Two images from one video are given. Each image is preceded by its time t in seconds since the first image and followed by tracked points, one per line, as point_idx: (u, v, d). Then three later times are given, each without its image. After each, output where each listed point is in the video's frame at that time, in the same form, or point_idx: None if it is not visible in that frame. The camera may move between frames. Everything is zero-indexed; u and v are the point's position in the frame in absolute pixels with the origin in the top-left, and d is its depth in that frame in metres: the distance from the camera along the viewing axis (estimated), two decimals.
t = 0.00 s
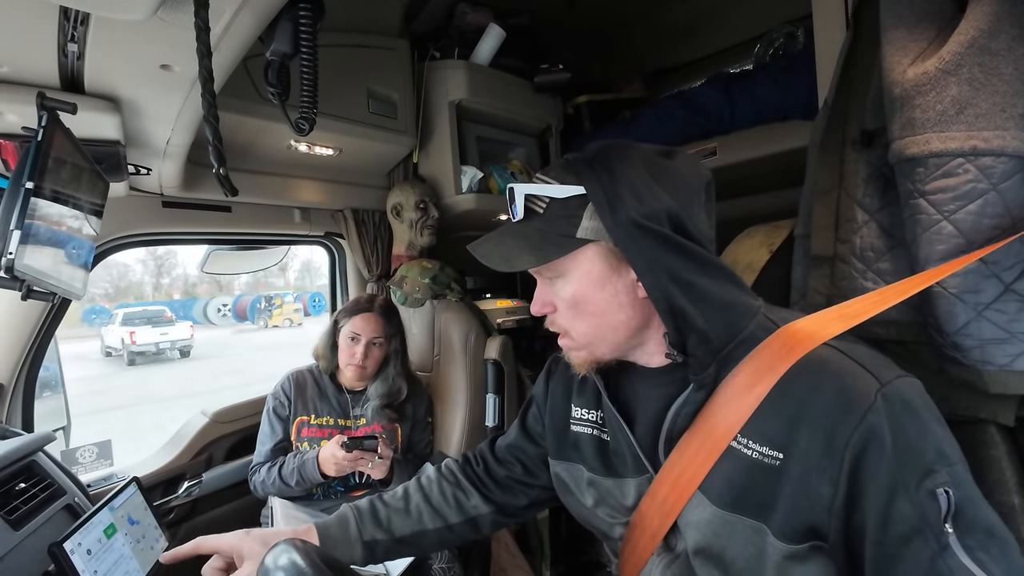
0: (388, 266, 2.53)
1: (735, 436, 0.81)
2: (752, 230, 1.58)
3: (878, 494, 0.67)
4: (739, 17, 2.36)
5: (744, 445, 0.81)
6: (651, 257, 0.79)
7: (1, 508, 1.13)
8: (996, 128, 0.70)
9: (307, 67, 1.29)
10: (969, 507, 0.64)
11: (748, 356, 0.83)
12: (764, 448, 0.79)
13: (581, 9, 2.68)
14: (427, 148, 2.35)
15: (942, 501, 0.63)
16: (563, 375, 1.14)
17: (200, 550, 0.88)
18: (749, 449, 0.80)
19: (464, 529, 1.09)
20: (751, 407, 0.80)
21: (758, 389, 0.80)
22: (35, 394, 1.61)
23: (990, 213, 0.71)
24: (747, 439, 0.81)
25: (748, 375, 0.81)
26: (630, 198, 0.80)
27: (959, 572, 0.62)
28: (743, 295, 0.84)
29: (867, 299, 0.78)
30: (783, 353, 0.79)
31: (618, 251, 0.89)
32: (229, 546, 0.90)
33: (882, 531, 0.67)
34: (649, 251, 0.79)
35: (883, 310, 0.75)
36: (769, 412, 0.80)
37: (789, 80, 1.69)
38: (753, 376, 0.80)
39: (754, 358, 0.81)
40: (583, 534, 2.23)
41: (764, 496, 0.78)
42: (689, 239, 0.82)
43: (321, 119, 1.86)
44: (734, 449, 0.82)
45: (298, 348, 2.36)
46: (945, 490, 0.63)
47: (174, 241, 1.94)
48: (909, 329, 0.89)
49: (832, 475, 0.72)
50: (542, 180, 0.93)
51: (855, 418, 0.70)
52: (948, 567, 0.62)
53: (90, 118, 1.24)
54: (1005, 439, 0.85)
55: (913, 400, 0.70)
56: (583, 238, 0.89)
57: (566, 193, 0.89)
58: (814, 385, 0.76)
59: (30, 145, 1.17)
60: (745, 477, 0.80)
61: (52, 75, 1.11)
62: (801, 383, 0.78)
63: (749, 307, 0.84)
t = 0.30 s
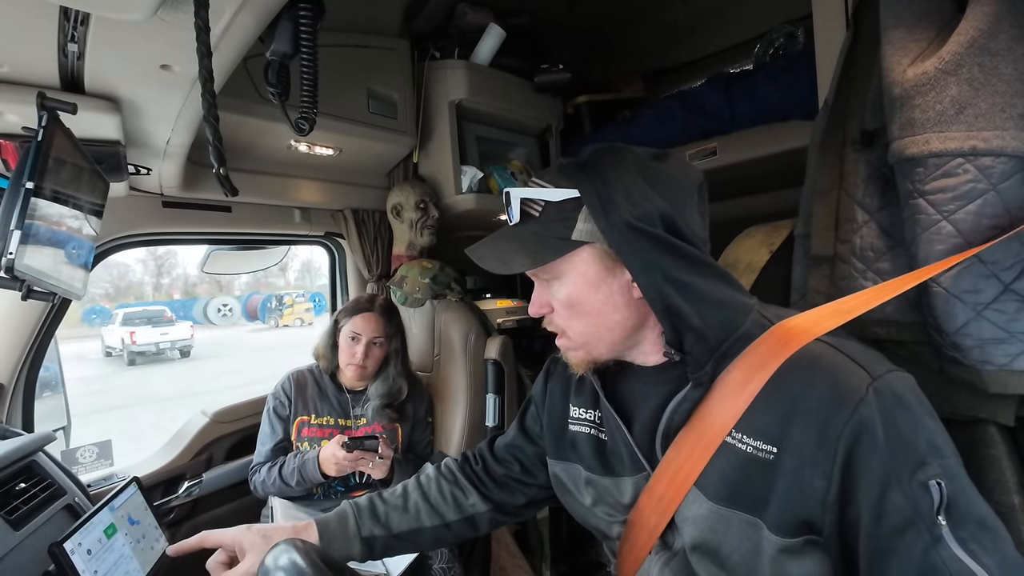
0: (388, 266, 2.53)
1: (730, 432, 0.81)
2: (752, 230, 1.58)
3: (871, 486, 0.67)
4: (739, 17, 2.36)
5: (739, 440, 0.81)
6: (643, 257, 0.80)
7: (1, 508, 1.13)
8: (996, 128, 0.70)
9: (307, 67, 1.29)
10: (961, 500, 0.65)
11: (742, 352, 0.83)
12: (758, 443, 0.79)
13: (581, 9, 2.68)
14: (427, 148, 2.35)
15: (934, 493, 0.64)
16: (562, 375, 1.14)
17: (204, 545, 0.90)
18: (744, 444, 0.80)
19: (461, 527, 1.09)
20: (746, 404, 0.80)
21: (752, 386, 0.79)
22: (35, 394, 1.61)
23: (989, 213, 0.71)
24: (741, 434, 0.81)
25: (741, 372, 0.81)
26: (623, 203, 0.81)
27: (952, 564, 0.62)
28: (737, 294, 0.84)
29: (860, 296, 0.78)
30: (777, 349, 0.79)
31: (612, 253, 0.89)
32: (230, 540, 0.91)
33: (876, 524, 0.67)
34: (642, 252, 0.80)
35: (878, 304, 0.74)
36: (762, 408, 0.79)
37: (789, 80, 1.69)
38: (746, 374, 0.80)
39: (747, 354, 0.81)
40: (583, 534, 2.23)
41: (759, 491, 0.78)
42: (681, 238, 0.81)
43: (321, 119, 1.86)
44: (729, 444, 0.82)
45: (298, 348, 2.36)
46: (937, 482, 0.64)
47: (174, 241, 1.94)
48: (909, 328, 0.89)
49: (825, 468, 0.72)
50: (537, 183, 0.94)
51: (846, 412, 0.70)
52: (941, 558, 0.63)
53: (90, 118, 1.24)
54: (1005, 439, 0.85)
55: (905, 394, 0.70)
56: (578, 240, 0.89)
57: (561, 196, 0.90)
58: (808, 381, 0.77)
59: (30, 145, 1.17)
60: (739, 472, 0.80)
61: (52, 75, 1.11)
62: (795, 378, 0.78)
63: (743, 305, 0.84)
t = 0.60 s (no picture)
0: (388, 266, 2.53)
1: (727, 429, 0.81)
2: (752, 230, 1.58)
3: (867, 482, 0.67)
4: (739, 17, 2.36)
5: (736, 437, 0.81)
6: (642, 255, 0.79)
7: (1, 508, 1.13)
8: (995, 129, 0.70)
9: (307, 67, 1.29)
10: (958, 496, 0.65)
11: (741, 350, 0.83)
12: (755, 440, 0.79)
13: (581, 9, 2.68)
14: (427, 148, 2.35)
15: (930, 489, 0.64)
16: (562, 374, 1.14)
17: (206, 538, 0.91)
18: (741, 442, 0.80)
19: (461, 524, 1.09)
20: (743, 401, 0.80)
21: (749, 383, 0.80)
22: (35, 394, 1.61)
23: (988, 213, 0.71)
24: (738, 432, 0.81)
25: (739, 370, 0.81)
26: (623, 200, 0.81)
27: (948, 560, 0.62)
28: (735, 293, 0.84)
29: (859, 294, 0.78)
30: (774, 346, 0.78)
31: (612, 251, 0.89)
32: (231, 534, 0.92)
33: (873, 520, 0.67)
34: (643, 250, 0.80)
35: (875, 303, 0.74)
36: (760, 406, 0.80)
37: (789, 80, 1.69)
38: (744, 371, 0.80)
39: (745, 352, 0.81)
40: (583, 534, 2.23)
41: (757, 488, 0.78)
42: (681, 237, 0.81)
43: (321, 120, 1.86)
44: (726, 442, 0.82)
45: (298, 348, 2.36)
46: (933, 478, 0.64)
47: (174, 241, 1.94)
48: (909, 329, 0.89)
49: (822, 464, 0.72)
50: (538, 182, 0.94)
51: (843, 409, 0.71)
52: (938, 554, 0.63)
53: (90, 118, 1.25)
54: (1005, 439, 0.85)
55: (901, 391, 0.70)
56: (579, 239, 0.89)
57: (562, 195, 0.90)
58: (804, 378, 0.77)
59: (30, 145, 1.17)
60: (736, 469, 0.80)
61: (52, 75, 1.11)
62: (792, 376, 0.78)
63: (742, 304, 0.84)
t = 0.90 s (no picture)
0: (388, 266, 2.53)
1: (725, 428, 0.81)
2: (752, 230, 1.58)
3: (865, 479, 0.67)
4: (739, 17, 2.36)
5: (735, 436, 0.81)
6: (646, 250, 0.79)
7: (1, 508, 1.13)
8: (995, 129, 0.70)
9: (307, 67, 1.29)
10: (955, 492, 0.65)
11: (739, 348, 0.82)
12: (754, 438, 0.79)
13: (581, 9, 2.68)
14: (427, 148, 2.35)
15: (927, 485, 0.64)
16: (559, 373, 1.14)
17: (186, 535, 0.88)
18: (740, 440, 0.80)
19: (451, 521, 1.09)
20: (741, 400, 0.80)
21: (748, 381, 0.79)
22: (35, 394, 1.62)
23: (987, 213, 0.71)
24: (737, 430, 0.81)
25: (737, 369, 0.81)
26: (632, 194, 0.81)
27: (946, 556, 0.62)
28: (732, 293, 0.85)
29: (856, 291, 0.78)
30: (772, 344, 0.79)
31: (617, 244, 0.89)
32: (212, 533, 0.89)
33: (871, 517, 0.67)
34: (647, 245, 0.79)
35: (876, 299, 0.74)
36: (759, 403, 0.80)
37: (789, 79, 1.69)
38: (742, 370, 0.80)
39: (744, 351, 0.81)
40: (583, 533, 2.24)
41: (756, 486, 0.78)
42: (685, 236, 0.81)
43: (321, 120, 1.86)
44: (725, 440, 0.82)
45: (298, 348, 2.36)
46: (931, 475, 0.64)
47: (174, 241, 1.94)
48: (909, 329, 0.89)
49: (821, 462, 0.72)
50: (549, 168, 0.94)
51: (841, 406, 0.71)
52: (936, 551, 0.63)
53: (90, 118, 1.25)
54: (1005, 439, 0.85)
55: (898, 388, 0.70)
56: (585, 228, 0.90)
57: (573, 181, 0.90)
58: (801, 376, 0.77)
59: (30, 145, 1.17)
60: (734, 467, 0.80)
61: (52, 75, 1.11)
62: (789, 374, 0.78)
63: (740, 304, 0.84)
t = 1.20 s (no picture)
0: (388, 266, 2.53)
1: (728, 432, 0.81)
2: (752, 230, 1.58)
3: (871, 484, 0.67)
4: (739, 17, 2.36)
5: (738, 440, 0.81)
6: (652, 250, 0.79)
7: (2, 508, 1.13)
8: (995, 128, 0.70)
9: (307, 67, 1.29)
10: (958, 496, 0.65)
11: (743, 351, 0.82)
12: (758, 442, 0.79)
13: (581, 9, 2.68)
14: (427, 148, 2.35)
15: (934, 490, 0.64)
16: (556, 375, 1.14)
17: None
18: (744, 444, 0.80)
19: (448, 530, 1.07)
20: (743, 404, 0.79)
21: (752, 384, 0.79)
22: (35, 394, 1.62)
23: (988, 213, 0.71)
24: (740, 434, 0.81)
25: (739, 372, 0.81)
26: (641, 191, 0.81)
27: (952, 561, 0.62)
28: (735, 296, 0.84)
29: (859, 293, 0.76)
30: (776, 348, 0.78)
31: (623, 244, 0.89)
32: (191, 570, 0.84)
33: (876, 522, 0.67)
34: (654, 245, 0.79)
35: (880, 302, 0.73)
36: (762, 407, 0.80)
37: (789, 79, 1.69)
38: (744, 373, 0.80)
39: (747, 354, 0.81)
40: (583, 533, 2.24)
41: (759, 490, 0.78)
42: (692, 237, 0.81)
43: (321, 120, 1.86)
44: (728, 444, 0.82)
45: (298, 348, 2.36)
46: (937, 480, 0.64)
47: (174, 241, 1.94)
48: (909, 329, 0.90)
49: (826, 466, 0.72)
50: (554, 165, 0.93)
51: (847, 411, 0.71)
52: (941, 556, 0.63)
53: (90, 118, 1.25)
54: (1006, 439, 0.85)
55: (903, 392, 0.70)
56: (591, 227, 0.89)
57: (578, 180, 0.89)
58: (805, 380, 0.77)
59: (30, 145, 1.17)
60: (737, 471, 0.80)
61: (52, 75, 1.11)
62: (793, 378, 0.78)
63: (741, 306, 0.84)
